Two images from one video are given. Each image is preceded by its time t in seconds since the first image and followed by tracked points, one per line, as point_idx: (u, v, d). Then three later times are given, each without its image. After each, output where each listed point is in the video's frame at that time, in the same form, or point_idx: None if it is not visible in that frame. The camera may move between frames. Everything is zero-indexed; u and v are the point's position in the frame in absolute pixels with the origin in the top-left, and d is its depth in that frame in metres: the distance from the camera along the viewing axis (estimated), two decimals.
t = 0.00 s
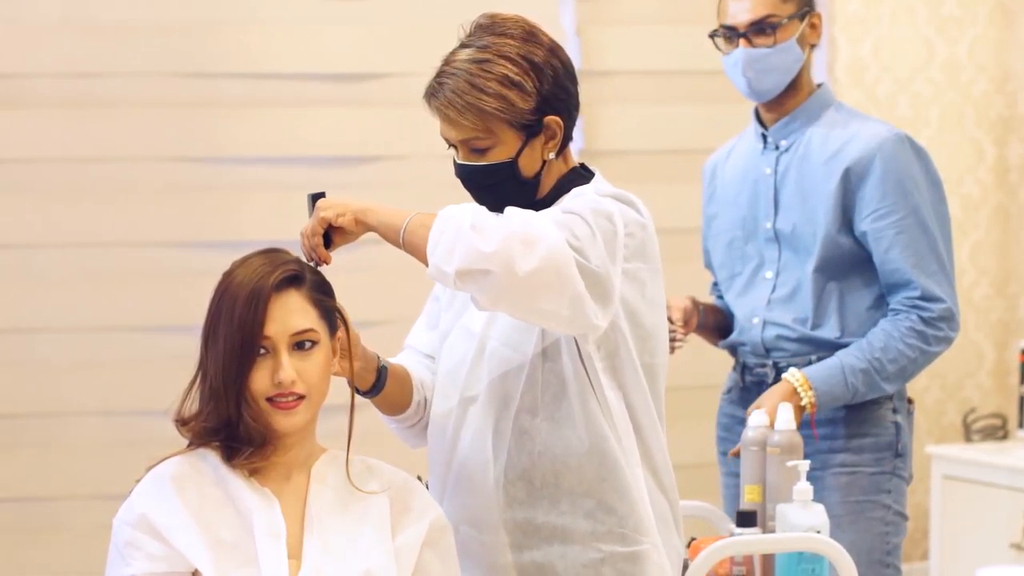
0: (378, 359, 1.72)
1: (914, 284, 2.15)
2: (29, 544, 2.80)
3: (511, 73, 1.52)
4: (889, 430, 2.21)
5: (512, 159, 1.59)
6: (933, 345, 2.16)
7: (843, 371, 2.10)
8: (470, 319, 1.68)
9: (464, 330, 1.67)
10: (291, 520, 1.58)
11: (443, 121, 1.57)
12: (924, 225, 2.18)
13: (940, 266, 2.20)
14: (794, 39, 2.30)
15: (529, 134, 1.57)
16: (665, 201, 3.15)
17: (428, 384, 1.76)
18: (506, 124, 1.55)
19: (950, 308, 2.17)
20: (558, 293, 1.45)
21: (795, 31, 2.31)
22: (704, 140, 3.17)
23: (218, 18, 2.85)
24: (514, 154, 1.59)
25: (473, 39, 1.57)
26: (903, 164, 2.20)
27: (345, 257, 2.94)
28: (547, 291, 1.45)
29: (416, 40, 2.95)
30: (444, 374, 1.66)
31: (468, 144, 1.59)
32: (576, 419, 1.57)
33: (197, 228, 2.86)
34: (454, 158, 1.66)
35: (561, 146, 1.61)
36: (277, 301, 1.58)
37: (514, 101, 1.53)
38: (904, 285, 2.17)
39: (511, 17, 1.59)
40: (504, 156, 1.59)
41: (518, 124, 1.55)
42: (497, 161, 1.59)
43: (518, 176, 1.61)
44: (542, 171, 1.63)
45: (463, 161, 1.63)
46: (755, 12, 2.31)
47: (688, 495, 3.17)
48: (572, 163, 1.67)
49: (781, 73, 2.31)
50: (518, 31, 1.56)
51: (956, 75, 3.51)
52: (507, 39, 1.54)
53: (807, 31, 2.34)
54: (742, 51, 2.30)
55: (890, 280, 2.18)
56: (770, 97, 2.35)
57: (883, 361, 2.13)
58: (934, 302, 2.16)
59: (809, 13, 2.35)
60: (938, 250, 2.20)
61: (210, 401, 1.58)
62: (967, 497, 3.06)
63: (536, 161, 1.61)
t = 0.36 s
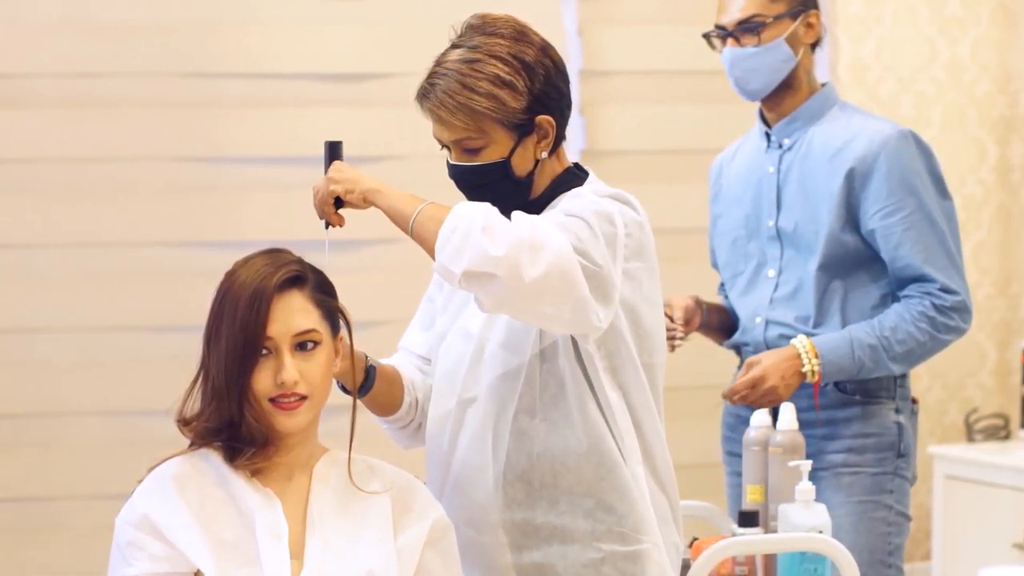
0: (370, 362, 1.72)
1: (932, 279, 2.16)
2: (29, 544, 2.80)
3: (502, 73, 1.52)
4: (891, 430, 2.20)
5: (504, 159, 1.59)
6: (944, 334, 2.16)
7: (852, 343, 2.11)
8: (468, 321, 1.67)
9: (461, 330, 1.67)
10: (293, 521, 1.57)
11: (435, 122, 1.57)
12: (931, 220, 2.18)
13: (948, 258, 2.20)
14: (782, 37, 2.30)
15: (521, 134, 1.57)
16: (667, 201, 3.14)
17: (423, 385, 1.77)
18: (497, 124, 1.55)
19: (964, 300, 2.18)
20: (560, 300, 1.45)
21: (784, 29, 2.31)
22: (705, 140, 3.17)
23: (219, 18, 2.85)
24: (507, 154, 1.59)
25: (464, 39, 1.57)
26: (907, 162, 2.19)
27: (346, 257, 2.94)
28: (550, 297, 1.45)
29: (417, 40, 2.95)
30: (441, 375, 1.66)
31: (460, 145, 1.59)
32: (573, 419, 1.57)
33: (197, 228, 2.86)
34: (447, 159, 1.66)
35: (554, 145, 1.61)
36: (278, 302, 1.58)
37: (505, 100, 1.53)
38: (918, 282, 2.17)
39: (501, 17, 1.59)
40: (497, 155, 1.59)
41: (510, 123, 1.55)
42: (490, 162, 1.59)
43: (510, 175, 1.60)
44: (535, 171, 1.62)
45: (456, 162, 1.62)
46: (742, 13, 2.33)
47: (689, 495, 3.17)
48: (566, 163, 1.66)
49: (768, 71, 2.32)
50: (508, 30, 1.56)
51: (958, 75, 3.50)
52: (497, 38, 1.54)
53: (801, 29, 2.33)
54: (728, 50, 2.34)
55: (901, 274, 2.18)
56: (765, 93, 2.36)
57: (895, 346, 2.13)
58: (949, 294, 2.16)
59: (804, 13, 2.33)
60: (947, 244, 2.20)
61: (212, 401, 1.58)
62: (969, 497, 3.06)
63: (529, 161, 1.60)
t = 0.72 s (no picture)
0: (377, 361, 1.72)
1: (938, 278, 2.17)
2: (31, 544, 2.80)
3: (498, 73, 1.52)
4: (894, 431, 2.19)
5: (502, 159, 1.59)
6: (945, 328, 2.17)
7: (856, 313, 2.12)
8: (468, 321, 1.66)
9: (461, 330, 1.66)
10: (297, 521, 1.58)
11: (432, 123, 1.57)
12: (938, 222, 2.18)
13: (952, 260, 2.20)
14: (785, 48, 2.29)
15: (519, 134, 1.57)
16: (669, 200, 3.14)
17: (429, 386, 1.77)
18: (494, 124, 1.55)
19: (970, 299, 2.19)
20: (576, 293, 1.45)
21: (786, 38, 2.29)
22: (707, 139, 3.17)
23: (222, 18, 2.85)
24: (505, 154, 1.59)
25: (460, 40, 1.57)
26: (913, 162, 2.19)
27: (351, 257, 2.94)
28: (565, 291, 1.44)
29: (420, 40, 2.95)
30: (444, 377, 1.66)
31: (458, 145, 1.59)
32: (571, 418, 1.56)
33: (199, 228, 2.86)
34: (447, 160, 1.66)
35: (552, 144, 1.61)
36: (282, 302, 1.58)
37: (501, 101, 1.53)
38: (924, 280, 2.18)
39: (496, 17, 1.58)
40: (495, 156, 1.59)
41: (508, 123, 1.55)
42: (488, 162, 1.59)
43: (509, 175, 1.61)
44: (534, 170, 1.62)
45: (455, 163, 1.63)
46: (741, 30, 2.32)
47: (692, 494, 3.17)
48: (565, 162, 1.66)
49: (777, 83, 2.32)
50: (503, 30, 1.55)
51: (961, 75, 3.50)
52: (492, 39, 1.54)
53: (802, 33, 2.31)
54: (735, 69, 2.34)
55: (907, 274, 2.19)
56: (777, 101, 2.35)
57: (900, 330, 2.13)
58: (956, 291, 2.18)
59: (802, 15, 2.31)
60: (952, 244, 2.20)
61: (216, 400, 1.58)
62: (972, 497, 3.06)
63: (527, 160, 1.60)
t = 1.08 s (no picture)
0: (377, 359, 1.71)
1: (922, 282, 2.16)
2: (32, 543, 2.81)
3: (500, 72, 1.52)
4: (892, 432, 2.19)
5: (503, 158, 1.59)
6: (923, 332, 2.15)
7: (837, 282, 2.12)
8: (467, 319, 1.67)
9: (460, 330, 1.67)
10: (300, 520, 1.58)
11: (433, 121, 1.57)
12: (933, 228, 2.17)
13: (942, 270, 2.19)
14: (792, 60, 2.28)
15: (520, 133, 1.57)
16: (671, 200, 3.14)
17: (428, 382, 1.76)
18: (495, 123, 1.55)
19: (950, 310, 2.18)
20: (545, 289, 1.45)
21: (791, 50, 2.28)
22: (711, 139, 3.17)
23: (223, 18, 2.85)
24: (505, 154, 1.59)
25: (462, 39, 1.57)
26: (916, 163, 2.18)
27: (352, 258, 2.95)
28: (533, 287, 1.44)
29: (422, 41, 2.96)
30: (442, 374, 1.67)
31: (458, 143, 1.59)
32: (566, 415, 1.56)
33: (201, 228, 2.86)
34: (446, 160, 1.66)
35: (552, 144, 1.61)
36: (284, 302, 1.58)
37: (503, 99, 1.53)
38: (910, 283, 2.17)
39: (498, 17, 1.58)
40: (496, 155, 1.59)
41: (509, 123, 1.55)
42: (487, 161, 1.59)
43: (510, 175, 1.61)
44: (534, 170, 1.63)
45: (455, 161, 1.63)
46: (743, 50, 2.31)
47: (694, 494, 3.17)
48: (564, 162, 1.66)
49: (787, 96, 2.32)
50: (506, 30, 1.55)
51: (965, 74, 3.50)
52: (495, 38, 1.54)
53: (805, 41, 2.30)
54: (742, 87, 2.33)
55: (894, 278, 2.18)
56: (788, 112, 2.35)
57: (875, 316, 2.11)
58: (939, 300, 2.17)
59: (803, 23, 2.30)
60: (943, 255, 2.19)
61: (218, 400, 1.58)
62: (976, 497, 3.05)
63: (527, 160, 1.61)
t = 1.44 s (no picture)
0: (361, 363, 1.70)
1: (903, 282, 2.16)
2: (33, 543, 2.81)
3: (502, 68, 1.52)
4: (879, 435, 2.18)
5: (501, 155, 1.59)
6: (903, 332, 2.14)
7: (813, 282, 2.13)
8: (462, 321, 1.67)
9: (456, 330, 1.67)
10: (300, 520, 1.58)
11: (433, 114, 1.56)
12: (920, 227, 2.17)
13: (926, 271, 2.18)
14: (790, 54, 2.28)
15: (519, 130, 1.57)
16: (672, 200, 3.13)
17: (417, 384, 1.76)
18: (495, 118, 1.55)
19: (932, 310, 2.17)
20: (551, 303, 1.45)
21: (790, 45, 2.28)
22: (712, 140, 3.16)
23: (223, 18, 2.85)
24: (503, 150, 1.58)
25: (464, 34, 1.56)
26: (909, 164, 2.18)
27: (352, 258, 2.95)
28: (537, 301, 1.45)
29: (421, 41, 2.96)
30: (436, 378, 1.66)
31: (456, 138, 1.59)
32: (563, 418, 1.56)
33: (201, 228, 2.86)
34: (441, 153, 1.65)
35: (550, 143, 1.61)
36: (284, 302, 1.58)
37: (504, 95, 1.53)
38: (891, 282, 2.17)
39: (501, 13, 1.58)
40: (495, 150, 1.58)
41: (508, 119, 1.55)
42: (484, 157, 1.59)
43: (507, 172, 1.60)
44: (530, 168, 1.63)
45: (452, 156, 1.62)
46: (743, 39, 2.32)
47: (695, 494, 3.17)
48: (559, 162, 1.66)
49: (783, 89, 2.32)
50: (509, 26, 1.55)
51: (966, 74, 3.49)
52: (498, 34, 1.54)
53: (807, 38, 2.29)
54: (740, 77, 2.34)
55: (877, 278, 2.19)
56: (786, 107, 2.36)
57: (853, 317, 2.12)
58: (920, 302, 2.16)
59: (806, 20, 2.29)
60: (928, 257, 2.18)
61: (219, 400, 1.58)
62: (977, 497, 3.05)
63: (524, 157, 1.61)
